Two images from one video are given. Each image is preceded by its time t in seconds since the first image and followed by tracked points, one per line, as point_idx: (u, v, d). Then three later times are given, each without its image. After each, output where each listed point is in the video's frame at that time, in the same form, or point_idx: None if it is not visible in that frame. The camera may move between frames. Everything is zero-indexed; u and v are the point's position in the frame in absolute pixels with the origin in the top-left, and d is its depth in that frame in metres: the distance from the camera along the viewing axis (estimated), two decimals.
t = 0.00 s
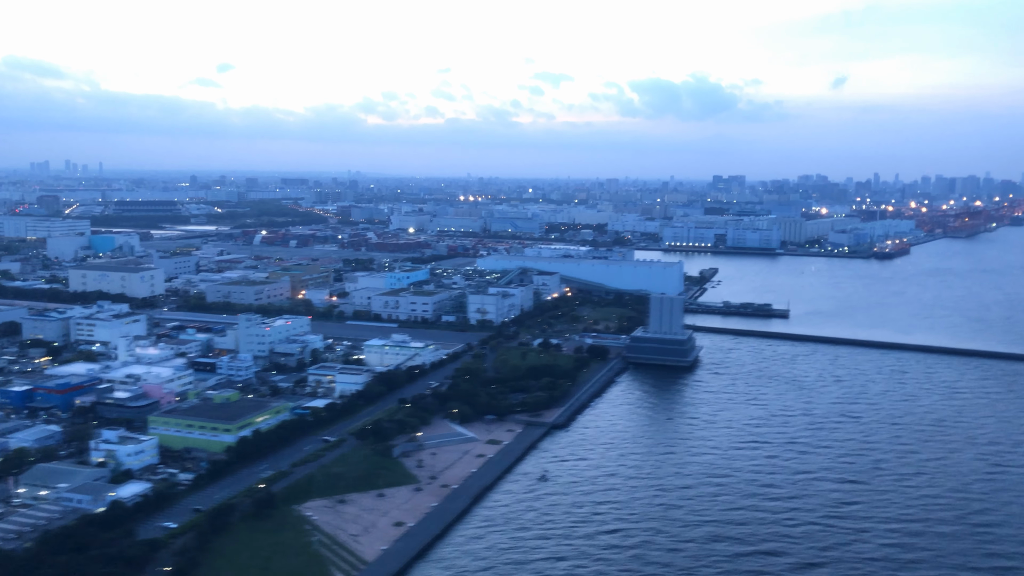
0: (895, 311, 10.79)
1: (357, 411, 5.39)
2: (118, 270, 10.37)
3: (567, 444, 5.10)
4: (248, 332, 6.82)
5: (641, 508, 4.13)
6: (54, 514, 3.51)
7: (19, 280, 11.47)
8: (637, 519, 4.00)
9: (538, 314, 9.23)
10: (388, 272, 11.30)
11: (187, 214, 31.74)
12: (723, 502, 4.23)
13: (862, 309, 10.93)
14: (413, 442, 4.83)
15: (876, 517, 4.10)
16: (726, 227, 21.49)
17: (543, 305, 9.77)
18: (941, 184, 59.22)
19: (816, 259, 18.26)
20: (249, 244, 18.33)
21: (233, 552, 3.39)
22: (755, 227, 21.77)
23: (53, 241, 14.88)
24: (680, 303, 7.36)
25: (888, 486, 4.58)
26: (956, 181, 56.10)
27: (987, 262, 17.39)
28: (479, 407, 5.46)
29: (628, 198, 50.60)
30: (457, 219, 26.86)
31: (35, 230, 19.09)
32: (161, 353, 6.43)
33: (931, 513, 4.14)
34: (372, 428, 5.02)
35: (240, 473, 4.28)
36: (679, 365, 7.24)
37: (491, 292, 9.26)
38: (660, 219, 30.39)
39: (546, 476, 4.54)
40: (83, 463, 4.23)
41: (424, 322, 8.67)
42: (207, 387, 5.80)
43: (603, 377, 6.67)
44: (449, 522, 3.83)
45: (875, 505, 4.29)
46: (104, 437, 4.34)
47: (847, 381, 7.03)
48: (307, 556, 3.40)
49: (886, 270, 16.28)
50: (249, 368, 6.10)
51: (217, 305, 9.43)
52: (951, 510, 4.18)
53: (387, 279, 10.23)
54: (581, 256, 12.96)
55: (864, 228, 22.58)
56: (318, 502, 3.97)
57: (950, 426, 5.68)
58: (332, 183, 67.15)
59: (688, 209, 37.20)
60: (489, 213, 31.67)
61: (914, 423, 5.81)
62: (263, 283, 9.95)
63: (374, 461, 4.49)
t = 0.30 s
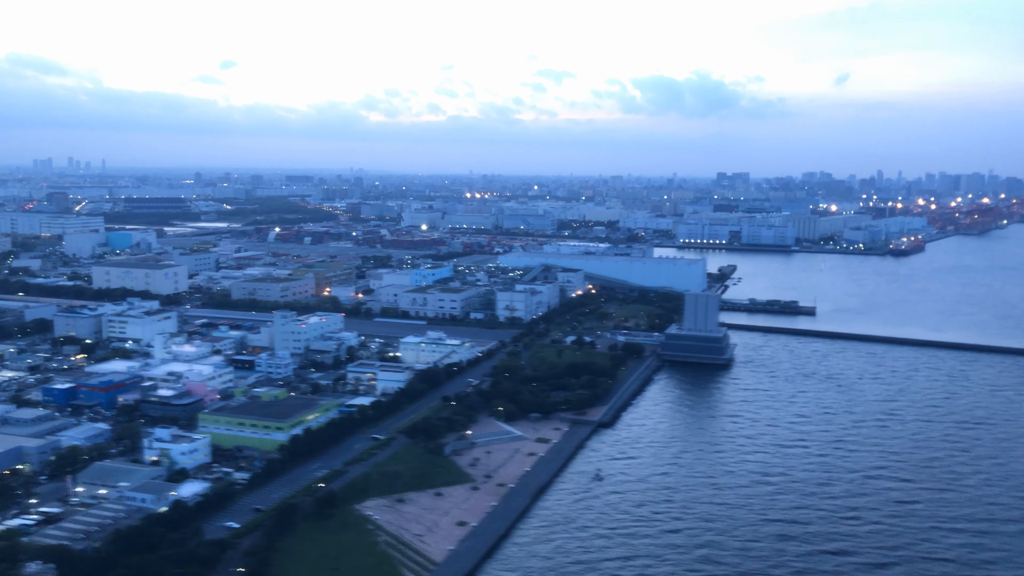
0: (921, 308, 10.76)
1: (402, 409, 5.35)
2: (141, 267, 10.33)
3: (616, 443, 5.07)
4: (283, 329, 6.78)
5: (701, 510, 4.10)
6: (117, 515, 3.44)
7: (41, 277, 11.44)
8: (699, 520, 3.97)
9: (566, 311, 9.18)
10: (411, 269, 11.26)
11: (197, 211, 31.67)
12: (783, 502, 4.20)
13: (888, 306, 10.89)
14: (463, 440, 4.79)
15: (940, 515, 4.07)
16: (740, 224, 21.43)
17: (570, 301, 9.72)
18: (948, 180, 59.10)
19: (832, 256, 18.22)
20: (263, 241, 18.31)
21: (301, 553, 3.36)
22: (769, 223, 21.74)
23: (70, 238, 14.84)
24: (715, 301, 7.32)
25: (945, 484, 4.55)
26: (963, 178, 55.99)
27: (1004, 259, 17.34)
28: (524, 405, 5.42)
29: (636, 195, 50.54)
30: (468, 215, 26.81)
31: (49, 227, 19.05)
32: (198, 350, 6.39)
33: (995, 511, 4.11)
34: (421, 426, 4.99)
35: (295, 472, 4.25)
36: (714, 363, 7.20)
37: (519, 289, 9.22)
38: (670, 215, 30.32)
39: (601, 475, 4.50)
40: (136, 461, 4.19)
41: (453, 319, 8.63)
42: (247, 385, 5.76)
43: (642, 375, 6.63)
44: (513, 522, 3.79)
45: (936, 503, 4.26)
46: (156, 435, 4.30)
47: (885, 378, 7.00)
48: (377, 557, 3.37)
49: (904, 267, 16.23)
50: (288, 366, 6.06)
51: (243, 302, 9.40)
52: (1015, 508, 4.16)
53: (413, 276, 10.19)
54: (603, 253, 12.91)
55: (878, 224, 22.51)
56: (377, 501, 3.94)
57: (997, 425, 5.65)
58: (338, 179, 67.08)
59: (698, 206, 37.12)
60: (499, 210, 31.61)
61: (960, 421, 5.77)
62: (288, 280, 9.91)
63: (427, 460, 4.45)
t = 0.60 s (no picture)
0: (948, 305, 10.71)
1: (447, 407, 5.30)
2: (164, 263, 10.29)
3: (665, 441, 5.01)
4: (318, 325, 6.73)
5: (762, 509, 4.06)
6: (184, 513, 3.41)
7: (62, 274, 11.40)
8: (763, 520, 3.92)
9: (593, 308, 9.13)
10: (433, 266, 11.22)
11: (207, 207, 31.60)
12: (844, 500, 4.15)
13: (914, 303, 10.84)
14: (513, 438, 4.74)
15: (1006, 513, 4.03)
16: (754, 220, 21.37)
17: (596, 297, 9.68)
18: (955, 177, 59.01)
19: (848, 252, 18.16)
20: (277, 237, 18.25)
21: (370, 552, 3.31)
22: (783, 220, 21.68)
23: (87, 235, 14.80)
24: (751, 298, 7.32)
25: (1004, 482, 4.51)
26: (970, 174, 55.91)
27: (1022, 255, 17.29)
28: (569, 402, 5.36)
29: (642, 191, 50.49)
30: (479, 211, 26.75)
31: (63, 223, 18.98)
32: (234, 346, 6.35)
33: None
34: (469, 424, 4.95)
35: (349, 470, 4.20)
36: (750, 360, 7.14)
37: (546, 286, 9.18)
38: (681, 212, 30.24)
39: (656, 473, 4.45)
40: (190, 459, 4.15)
41: (481, 316, 8.59)
42: (288, 382, 5.72)
43: (680, 372, 6.57)
44: (577, 522, 3.74)
45: (999, 501, 4.21)
46: (209, 433, 4.25)
47: (924, 375, 6.95)
48: (446, 556, 3.32)
49: (923, 263, 16.18)
50: (326, 363, 6.02)
51: (269, 298, 9.36)
52: None
53: (437, 272, 10.15)
54: (624, 250, 12.85)
55: (892, 220, 22.45)
56: (436, 500, 3.89)
57: None
58: (344, 176, 66.96)
59: (708, 203, 37.03)
60: (508, 206, 31.56)
61: (1007, 418, 5.72)
62: (313, 277, 9.87)
63: (481, 458, 4.40)
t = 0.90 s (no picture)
0: (974, 301, 10.65)
1: (492, 404, 5.26)
2: (187, 259, 10.23)
3: (716, 439, 4.96)
4: (354, 322, 6.69)
5: (825, 508, 4.01)
6: (251, 511, 3.36)
7: (82, 270, 11.35)
8: (828, 520, 3.88)
9: (622, 304, 9.08)
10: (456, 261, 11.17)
11: (216, 203, 31.55)
12: (906, 499, 4.11)
13: (940, 299, 10.79)
14: (565, 435, 4.70)
15: None
16: (768, 216, 21.32)
17: (623, 293, 9.62)
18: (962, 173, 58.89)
19: (865, 248, 18.10)
20: (291, 233, 18.19)
21: (441, 551, 3.27)
22: (798, 215, 21.63)
23: (104, 231, 14.75)
24: (786, 294, 7.30)
25: None
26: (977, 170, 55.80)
27: None
28: (615, 400, 5.32)
29: (649, 187, 50.43)
30: (490, 207, 26.69)
31: (75, 219, 18.91)
32: (271, 343, 6.31)
33: None
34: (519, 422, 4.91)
35: (406, 467, 4.16)
36: (787, 356, 7.09)
37: (574, 282, 9.12)
38: (692, 207, 30.15)
39: (713, 471, 4.40)
40: (245, 457, 4.10)
41: (510, 313, 8.55)
42: (329, 379, 5.67)
43: (719, 368, 6.52)
44: (642, 521, 3.70)
45: None
46: (263, 430, 4.21)
47: (963, 371, 6.91)
48: (518, 556, 3.28)
49: (941, 259, 16.12)
50: (365, 360, 5.98)
51: (294, 294, 9.30)
52: None
53: (462, 269, 10.11)
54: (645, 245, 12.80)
55: (906, 216, 22.40)
56: (498, 498, 3.85)
57: None
58: (348, 173, 66.93)
59: (717, 198, 36.99)
60: (518, 203, 31.47)
61: None
62: (338, 273, 9.83)
63: (536, 456, 4.36)
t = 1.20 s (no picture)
0: (1002, 296, 10.59)
1: (539, 400, 5.21)
2: (211, 255, 10.19)
3: (769, 436, 4.91)
4: (391, 318, 6.64)
5: (890, 506, 3.97)
6: (320, 510, 3.32)
7: (104, 266, 11.31)
8: (896, 518, 3.83)
9: (651, 299, 9.02)
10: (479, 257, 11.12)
11: (226, 199, 31.51)
12: (971, 496, 4.06)
13: (967, 294, 10.73)
14: (618, 431, 4.65)
15: None
16: (783, 212, 21.25)
17: (651, 288, 9.57)
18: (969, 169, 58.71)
19: (882, 244, 18.04)
20: (306, 229, 18.14)
21: (516, 550, 3.22)
22: (813, 211, 21.56)
23: (121, 227, 14.70)
24: (824, 290, 7.27)
25: None
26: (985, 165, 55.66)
27: None
28: (664, 396, 5.26)
29: (657, 182, 50.35)
30: (502, 203, 26.60)
31: (90, 215, 18.84)
32: (310, 339, 6.26)
33: None
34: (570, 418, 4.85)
35: (464, 464, 4.11)
36: (826, 352, 7.04)
37: (602, 277, 9.07)
38: (704, 203, 30.06)
39: (772, 469, 4.35)
40: (303, 454, 4.06)
41: (540, 308, 8.50)
42: (372, 376, 5.63)
43: (760, 365, 6.47)
44: (711, 520, 3.65)
45: None
46: (320, 427, 4.17)
47: (1004, 366, 6.85)
48: (593, 555, 3.23)
49: (961, 254, 16.05)
50: (406, 356, 5.95)
51: (321, 290, 9.26)
52: None
53: (488, 264, 10.06)
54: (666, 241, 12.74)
55: (921, 211, 22.32)
56: (561, 496, 3.80)
57: None
58: (354, 169, 66.84)
59: (726, 194, 36.93)
60: (528, 198, 31.41)
61: None
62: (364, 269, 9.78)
63: (593, 453, 4.31)
